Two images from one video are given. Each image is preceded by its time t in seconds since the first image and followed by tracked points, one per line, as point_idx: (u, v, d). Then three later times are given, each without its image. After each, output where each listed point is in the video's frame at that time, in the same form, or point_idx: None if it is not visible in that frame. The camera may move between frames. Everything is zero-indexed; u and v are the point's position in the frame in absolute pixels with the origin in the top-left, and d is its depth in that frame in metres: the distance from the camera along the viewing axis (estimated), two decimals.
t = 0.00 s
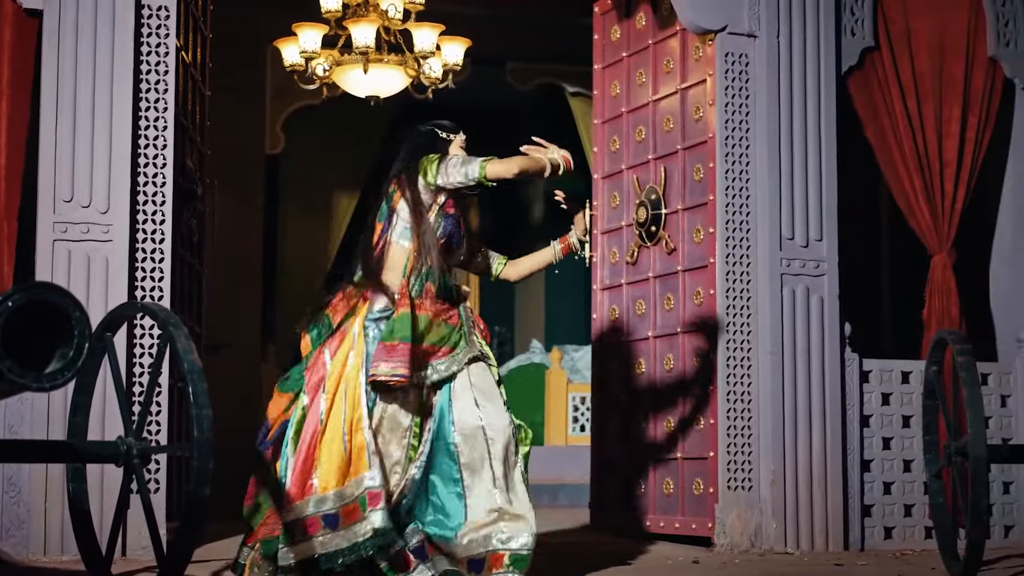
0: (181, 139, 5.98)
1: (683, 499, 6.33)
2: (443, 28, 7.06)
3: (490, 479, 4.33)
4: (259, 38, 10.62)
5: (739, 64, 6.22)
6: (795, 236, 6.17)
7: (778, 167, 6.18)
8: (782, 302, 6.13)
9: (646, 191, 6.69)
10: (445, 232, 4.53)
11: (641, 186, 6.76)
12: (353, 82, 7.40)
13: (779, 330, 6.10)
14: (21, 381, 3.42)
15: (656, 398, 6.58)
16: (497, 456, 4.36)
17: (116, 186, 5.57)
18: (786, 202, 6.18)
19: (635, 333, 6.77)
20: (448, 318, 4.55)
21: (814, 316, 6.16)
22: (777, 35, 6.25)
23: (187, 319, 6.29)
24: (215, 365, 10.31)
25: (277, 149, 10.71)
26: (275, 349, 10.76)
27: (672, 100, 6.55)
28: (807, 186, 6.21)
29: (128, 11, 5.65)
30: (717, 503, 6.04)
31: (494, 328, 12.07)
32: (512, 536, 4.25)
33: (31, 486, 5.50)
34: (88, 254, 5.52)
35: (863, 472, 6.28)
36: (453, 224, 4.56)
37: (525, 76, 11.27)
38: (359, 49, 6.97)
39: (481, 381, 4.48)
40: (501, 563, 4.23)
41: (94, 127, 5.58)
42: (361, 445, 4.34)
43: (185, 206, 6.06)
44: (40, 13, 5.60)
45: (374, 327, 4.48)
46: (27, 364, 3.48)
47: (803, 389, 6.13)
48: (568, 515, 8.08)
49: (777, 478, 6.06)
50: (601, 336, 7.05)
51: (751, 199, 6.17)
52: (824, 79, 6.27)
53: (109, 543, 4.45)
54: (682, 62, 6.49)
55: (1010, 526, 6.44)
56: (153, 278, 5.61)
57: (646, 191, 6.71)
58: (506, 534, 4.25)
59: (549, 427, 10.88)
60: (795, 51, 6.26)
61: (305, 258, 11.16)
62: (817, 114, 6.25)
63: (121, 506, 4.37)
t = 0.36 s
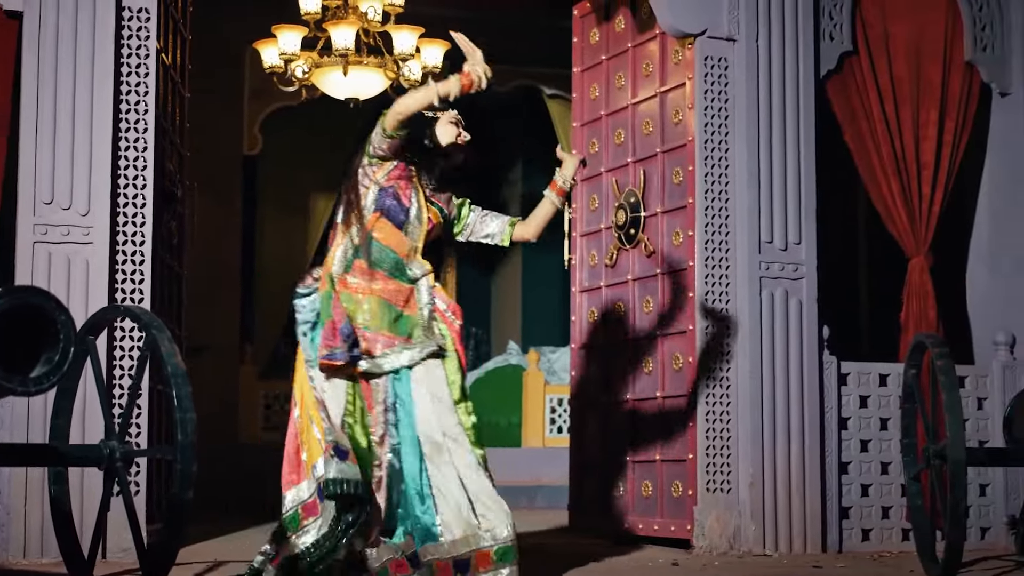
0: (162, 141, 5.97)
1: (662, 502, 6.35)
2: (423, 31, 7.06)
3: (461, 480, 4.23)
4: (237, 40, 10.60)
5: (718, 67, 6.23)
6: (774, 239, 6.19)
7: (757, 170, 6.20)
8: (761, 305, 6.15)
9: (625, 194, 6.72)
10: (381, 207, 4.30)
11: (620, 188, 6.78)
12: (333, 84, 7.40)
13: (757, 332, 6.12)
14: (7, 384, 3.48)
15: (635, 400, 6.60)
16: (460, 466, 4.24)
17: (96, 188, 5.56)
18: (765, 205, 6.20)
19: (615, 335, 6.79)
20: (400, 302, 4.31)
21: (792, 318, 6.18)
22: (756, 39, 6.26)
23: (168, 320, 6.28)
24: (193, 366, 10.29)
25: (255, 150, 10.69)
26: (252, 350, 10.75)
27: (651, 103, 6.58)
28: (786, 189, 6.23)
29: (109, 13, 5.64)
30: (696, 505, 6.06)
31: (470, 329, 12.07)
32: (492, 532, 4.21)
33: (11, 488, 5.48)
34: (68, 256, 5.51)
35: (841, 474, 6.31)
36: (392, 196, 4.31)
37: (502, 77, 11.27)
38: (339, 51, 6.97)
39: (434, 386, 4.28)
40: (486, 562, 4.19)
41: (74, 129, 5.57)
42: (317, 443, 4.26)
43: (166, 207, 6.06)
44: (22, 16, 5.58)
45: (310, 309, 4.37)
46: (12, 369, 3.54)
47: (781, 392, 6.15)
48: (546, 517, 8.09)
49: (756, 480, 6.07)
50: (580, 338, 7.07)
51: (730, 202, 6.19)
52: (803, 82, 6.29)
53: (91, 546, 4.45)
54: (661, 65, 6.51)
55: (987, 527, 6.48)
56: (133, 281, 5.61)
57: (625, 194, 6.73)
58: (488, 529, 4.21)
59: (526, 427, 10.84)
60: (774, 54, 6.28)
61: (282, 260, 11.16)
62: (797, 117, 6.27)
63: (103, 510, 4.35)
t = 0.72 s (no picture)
0: (146, 143, 5.97)
1: (644, 504, 6.38)
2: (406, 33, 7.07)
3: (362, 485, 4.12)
4: (218, 41, 10.58)
5: (701, 71, 6.25)
6: (756, 242, 6.21)
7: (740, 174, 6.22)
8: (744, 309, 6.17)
9: (608, 197, 6.74)
10: (321, 226, 4.44)
11: (603, 191, 6.81)
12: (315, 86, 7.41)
13: (739, 335, 6.14)
14: None
15: (618, 403, 6.63)
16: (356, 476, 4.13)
17: (80, 191, 5.55)
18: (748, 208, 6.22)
19: (597, 338, 6.82)
20: (355, 316, 4.32)
21: (774, 321, 6.20)
22: (739, 42, 6.27)
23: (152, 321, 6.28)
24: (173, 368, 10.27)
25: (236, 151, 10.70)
26: (232, 351, 10.74)
27: (634, 106, 6.60)
28: (768, 193, 6.25)
29: (93, 14, 5.63)
30: (679, 507, 6.09)
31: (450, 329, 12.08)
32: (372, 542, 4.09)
33: None
34: (52, 259, 5.50)
35: (823, 476, 6.34)
36: (327, 214, 4.45)
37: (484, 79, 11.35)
38: (323, 53, 6.97)
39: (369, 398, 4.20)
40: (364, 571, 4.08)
41: (58, 131, 5.56)
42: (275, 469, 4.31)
43: (150, 209, 6.05)
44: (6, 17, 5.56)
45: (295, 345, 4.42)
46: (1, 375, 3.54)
47: (764, 394, 6.17)
48: (527, 517, 8.11)
49: (738, 482, 6.09)
50: (563, 341, 7.10)
51: (713, 205, 6.21)
52: (786, 86, 6.31)
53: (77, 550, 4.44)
54: (644, 68, 6.53)
55: (967, 529, 6.53)
56: (118, 284, 5.60)
57: (608, 197, 6.76)
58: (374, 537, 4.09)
59: (505, 429, 10.90)
60: (757, 57, 6.29)
61: (263, 261, 11.17)
62: (779, 121, 6.29)
63: (90, 515, 4.34)
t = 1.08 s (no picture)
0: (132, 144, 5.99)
1: (628, 505, 6.40)
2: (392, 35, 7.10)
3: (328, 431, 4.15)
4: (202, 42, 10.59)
5: (686, 74, 6.28)
6: (741, 245, 6.22)
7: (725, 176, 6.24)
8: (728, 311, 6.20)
9: (594, 199, 6.77)
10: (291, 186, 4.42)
11: (588, 194, 6.84)
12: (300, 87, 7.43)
13: (723, 337, 6.16)
14: None
15: (602, 405, 6.66)
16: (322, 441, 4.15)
17: (67, 192, 5.55)
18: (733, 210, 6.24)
19: (582, 339, 6.85)
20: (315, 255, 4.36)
21: (758, 323, 6.22)
22: (724, 46, 6.29)
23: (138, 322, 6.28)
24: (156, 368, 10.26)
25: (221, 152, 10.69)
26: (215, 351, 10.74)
27: (619, 108, 6.63)
28: (753, 195, 6.27)
29: (80, 15, 5.63)
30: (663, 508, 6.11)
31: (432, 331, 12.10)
32: (344, 488, 4.09)
33: None
34: (39, 260, 5.49)
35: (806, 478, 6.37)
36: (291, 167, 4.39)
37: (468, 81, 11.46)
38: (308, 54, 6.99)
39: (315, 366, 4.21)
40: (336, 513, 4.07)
41: (45, 131, 5.55)
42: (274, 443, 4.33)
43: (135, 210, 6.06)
44: None
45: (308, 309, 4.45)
46: None
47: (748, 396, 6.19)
48: (511, 518, 8.13)
49: (722, 484, 6.11)
50: (547, 342, 7.13)
51: (698, 208, 6.24)
52: (770, 89, 6.33)
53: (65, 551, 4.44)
54: (629, 71, 6.56)
55: (949, 530, 6.56)
56: (104, 284, 5.60)
57: (593, 199, 6.79)
58: (350, 484, 4.08)
59: (489, 430, 10.90)
60: (742, 60, 6.31)
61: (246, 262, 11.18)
62: (764, 123, 6.31)
63: (78, 517, 4.34)
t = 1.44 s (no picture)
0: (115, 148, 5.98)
1: (611, 508, 6.40)
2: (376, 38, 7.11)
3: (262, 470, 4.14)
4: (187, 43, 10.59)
5: (670, 78, 6.28)
6: (724, 249, 6.22)
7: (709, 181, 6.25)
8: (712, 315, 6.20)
9: (577, 203, 6.78)
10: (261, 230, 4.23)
11: (572, 197, 6.85)
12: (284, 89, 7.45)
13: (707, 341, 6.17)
14: None
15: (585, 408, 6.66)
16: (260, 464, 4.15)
17: (49, 194, 5.54)
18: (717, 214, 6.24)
19: (565, 343, 6.86)
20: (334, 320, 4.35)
21: (742, 328, 6.22)
22: (707, 49, 6.30)
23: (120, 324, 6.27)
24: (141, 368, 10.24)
25: (204, 153, 10.57)
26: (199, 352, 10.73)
27: (602, 112, 6.63)
28: (738, 199, 6.27)
29: (63, 17, 5.62)
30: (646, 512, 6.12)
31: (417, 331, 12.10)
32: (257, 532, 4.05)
33: None
34: (21, 263, 5.48)
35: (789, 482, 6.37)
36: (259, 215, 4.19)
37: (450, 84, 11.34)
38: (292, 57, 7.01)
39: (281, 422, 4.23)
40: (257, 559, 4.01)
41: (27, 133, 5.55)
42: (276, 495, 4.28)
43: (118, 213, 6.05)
44: None
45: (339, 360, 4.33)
46: None
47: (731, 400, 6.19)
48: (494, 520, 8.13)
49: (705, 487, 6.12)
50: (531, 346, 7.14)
51: (681, 212, 6.24)
52: (754, 93, 6.34)
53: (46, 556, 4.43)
54: (613, 75, 6.56)
55: (931, 534, 6.57)
56: (86, 287, 5.59)
57: (576, 203, 6.80)
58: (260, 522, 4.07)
59: (473, 433, 10.86)
60: (726, 64, 6.31)
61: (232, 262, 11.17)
62: (748, 127, 6.31)
63: (60, 521, 4.33)
